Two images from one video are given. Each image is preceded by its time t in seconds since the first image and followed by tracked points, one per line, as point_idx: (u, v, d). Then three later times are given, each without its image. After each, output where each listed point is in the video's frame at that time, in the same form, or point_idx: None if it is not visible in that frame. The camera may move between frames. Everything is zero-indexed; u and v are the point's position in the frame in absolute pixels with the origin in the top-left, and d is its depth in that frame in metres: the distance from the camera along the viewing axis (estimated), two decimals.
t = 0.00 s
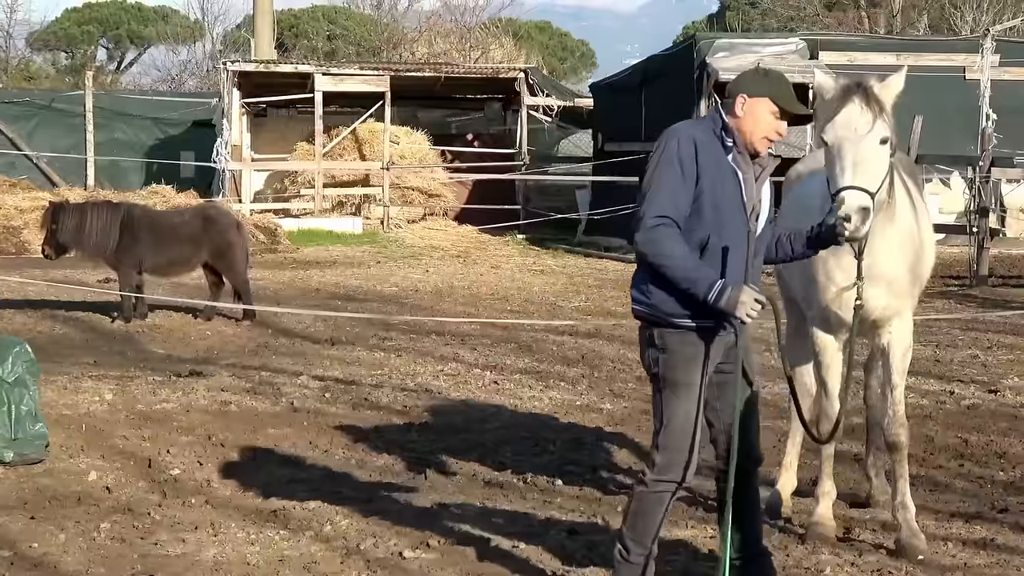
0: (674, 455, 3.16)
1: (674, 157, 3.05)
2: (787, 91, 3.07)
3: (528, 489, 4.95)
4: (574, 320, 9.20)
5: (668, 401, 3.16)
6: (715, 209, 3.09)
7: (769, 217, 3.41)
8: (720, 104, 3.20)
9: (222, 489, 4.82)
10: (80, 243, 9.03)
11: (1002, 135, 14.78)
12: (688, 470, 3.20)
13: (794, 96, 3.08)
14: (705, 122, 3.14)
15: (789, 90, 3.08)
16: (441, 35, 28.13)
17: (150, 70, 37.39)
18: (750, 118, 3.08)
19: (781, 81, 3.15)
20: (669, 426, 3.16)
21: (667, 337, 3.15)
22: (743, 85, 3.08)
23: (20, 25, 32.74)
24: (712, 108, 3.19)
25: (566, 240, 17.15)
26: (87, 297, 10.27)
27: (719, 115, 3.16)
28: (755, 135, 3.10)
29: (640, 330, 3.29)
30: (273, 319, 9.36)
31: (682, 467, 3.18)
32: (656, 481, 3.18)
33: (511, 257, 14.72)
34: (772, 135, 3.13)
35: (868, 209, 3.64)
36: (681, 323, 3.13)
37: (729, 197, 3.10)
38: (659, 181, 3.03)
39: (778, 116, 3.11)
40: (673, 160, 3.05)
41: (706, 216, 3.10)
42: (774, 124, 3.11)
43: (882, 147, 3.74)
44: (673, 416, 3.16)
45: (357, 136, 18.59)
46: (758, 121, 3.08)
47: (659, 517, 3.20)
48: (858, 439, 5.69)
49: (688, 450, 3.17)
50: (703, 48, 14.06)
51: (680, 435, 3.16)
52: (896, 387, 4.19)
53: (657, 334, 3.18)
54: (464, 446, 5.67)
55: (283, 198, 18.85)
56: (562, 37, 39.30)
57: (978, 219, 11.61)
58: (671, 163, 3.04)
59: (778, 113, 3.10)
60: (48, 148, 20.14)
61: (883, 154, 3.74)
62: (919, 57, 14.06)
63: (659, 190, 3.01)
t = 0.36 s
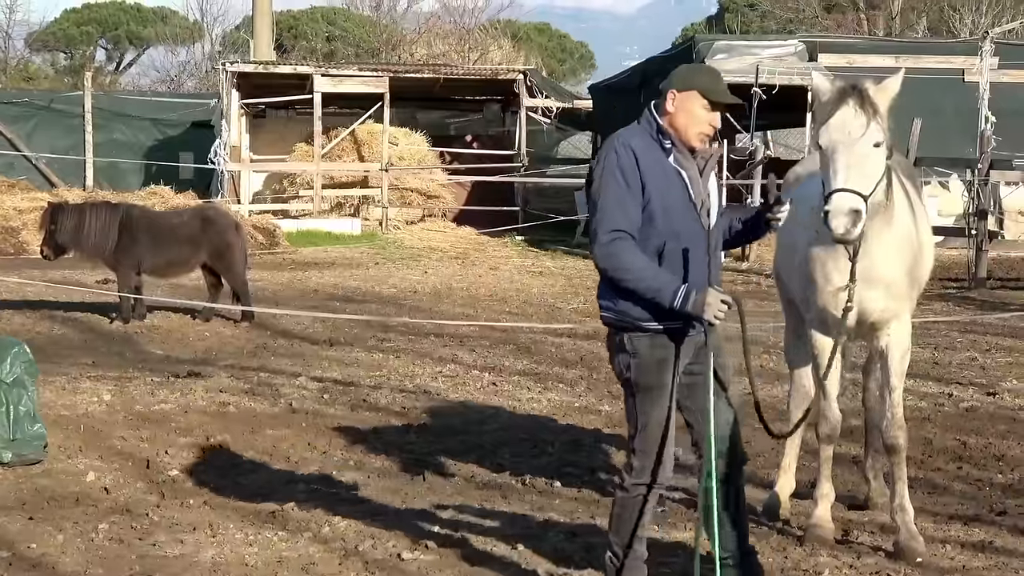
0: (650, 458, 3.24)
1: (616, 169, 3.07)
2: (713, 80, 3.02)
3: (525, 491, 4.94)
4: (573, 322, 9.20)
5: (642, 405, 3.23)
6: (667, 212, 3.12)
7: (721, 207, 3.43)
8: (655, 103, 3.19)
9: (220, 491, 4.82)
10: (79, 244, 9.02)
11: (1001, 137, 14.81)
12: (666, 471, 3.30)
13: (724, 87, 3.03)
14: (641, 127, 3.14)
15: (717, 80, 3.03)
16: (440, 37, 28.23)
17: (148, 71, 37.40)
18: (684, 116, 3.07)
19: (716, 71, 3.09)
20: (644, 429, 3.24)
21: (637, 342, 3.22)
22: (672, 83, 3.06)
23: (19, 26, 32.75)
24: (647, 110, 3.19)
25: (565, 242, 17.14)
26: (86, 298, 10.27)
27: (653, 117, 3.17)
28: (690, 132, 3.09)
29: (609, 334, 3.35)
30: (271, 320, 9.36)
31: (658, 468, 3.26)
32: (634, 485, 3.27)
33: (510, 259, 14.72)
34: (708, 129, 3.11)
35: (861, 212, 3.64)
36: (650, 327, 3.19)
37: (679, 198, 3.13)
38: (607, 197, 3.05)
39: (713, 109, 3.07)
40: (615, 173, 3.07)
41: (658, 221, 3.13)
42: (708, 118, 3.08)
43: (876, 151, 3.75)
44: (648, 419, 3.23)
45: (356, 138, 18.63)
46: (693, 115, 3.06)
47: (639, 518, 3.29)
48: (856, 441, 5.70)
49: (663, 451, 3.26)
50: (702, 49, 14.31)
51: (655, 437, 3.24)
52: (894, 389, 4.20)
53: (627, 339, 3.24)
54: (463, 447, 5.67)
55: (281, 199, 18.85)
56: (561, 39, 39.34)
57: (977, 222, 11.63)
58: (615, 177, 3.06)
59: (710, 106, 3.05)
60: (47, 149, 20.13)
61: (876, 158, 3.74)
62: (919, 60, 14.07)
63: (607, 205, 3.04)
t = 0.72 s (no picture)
0: (638, 458, 3.25)
1: (594, 174, 3.08)
2: (687, 84, 3.02)
3: (524, 493, 4.95)
4: (571, 323, 9.21)
5: (629, 406, 3.23)
6: (647, 216, 3.12)
7: (705, 207, 3.43)
8: (632, 108, 3.20)
9: (218, 492, 4.82)
10: (79, 245, 9.02)
11: (1001, 140, 14.81)
12: (657, 472, 3.27)
13: (702, 88, 3.03)
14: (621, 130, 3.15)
15: (691, 82, 3.03)
16: (440, 39, 28.25)
17: (148, 72, 37.37)
18: (663, 117, 3.06)
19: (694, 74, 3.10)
20: (632, 430, 3.24)
21: (623, 343, 3.22)
22: (649, 86, 3.07)
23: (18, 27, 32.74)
24: (625, 115, 3.20)
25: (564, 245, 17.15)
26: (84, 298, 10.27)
27: (631, 120, 3.17)
28: (670, 132, 3.09)
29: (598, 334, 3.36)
30: (270, 321, 9.36)
31: (646, 470, 3.25)
32: (621, 484, 3.28)
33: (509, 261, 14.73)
34: (688, 131, 3.10)
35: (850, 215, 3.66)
36: (636, 328, 3.20)
37: (659, 201, 3.12)
38: (585, 203, 3.06)
39: (693, 110, 3.07)
40: (593, 177, 3.08)
41: (638, 225, 3.12)
42: (688, 118, 3.07)
43: (862, 154, 3.75)
44: (634, 419, 3.23)
45: (355, 139, 18.62)
46: (669, 117, 3.06)
47: (630, 519, 3.29)
48: (855, 444, 5.70)
49: (651, 451, 3.25)
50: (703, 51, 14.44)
51: (642, 438, 3.24)
52: (894, 392, 4.19)
53: (615, 340, 3.24)
54: (462, 449, 5.67)
55: (281, 200, 18.87)
56: (561, 41, 39.39)
57: (977, 225, 11.63)
58: (593, 183, 3.07)
59: (689, 108, 3.05)
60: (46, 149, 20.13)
61: (861, 160, 3.75)
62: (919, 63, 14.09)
63: (586, 210, 3.05)
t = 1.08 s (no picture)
0: (647, 458, 3.25)
1: (609, 173, 3.07)
2: (699, 83, 3.03)
3: (526, 495, 4.94)
4: (571, 326, 9.21)
5: (640, 406, 3.23)
6: (661, 215, 3.12)
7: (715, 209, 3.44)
8: (644, 108, 3.21)
9: (219, 493, 4.81)
10: (80, 246, 9.01)
11: (1002, 143, 14.82)
12: (666, 473, 3.27)
13: (711, 88, 3.04)
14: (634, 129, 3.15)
15: (702, 82, 3.03)
16: (440, 41, 28.29)
17: (148, 73, 37.37)
18: (673, 117, 3.08)
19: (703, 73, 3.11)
20: (642, 430, 3.24)
21: (635, 342, 3.21)
22: (660, 85, 3.07)
23: (18, 27, 32.74)
24: (637, 115, 3.20)
25: (564, 247, 17.15)
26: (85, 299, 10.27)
27: (643, 120, 3.17)
28: (679, 132, 3.10)
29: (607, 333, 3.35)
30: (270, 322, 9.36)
31: (655, 469, 3.25)
32: (631, 484, 3.28)
33: (510, 262, 14.73)
34: (696, 130, 3.11)
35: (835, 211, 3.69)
36: (649, 327, 3.19)
37: (673, 200, 3.12)
38: (600, 200, 3.05)
39: (702, 110, 3.08)
40: (607, 175, 3.07)
41: (653, 224, 3.12)
42: (697, 117, 3.08)
43: (849, 149, 3.77)
44: (645, 418, 3.23)
45: (356, 141, 18.62)
46: (680, 117, 3.07)
47: (639, 518, 3.29)
48: (856, 446, 5.70)
49: (661, 451, 3.25)
50: (703, 54, 14.36)
51: (652, 438, 3.24)
52: (897, 394, 4.19)
53: (626, 340, 3.23)
54: (462, 451, 5.67)
55: (281, 201, 18.87)
56: (561, 42, 39.38)
57: (977, 228, 11.63)
58: (608, 180, 3.06)
59: (699, 108, 3.06)
60: (46, 150, 20.13)
61: (847, 157, 3.77)
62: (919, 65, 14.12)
63: (601, 207, 3.04)
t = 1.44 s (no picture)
0: (650, 454, 3.26)
1: (633, 162, 3.09)
2: (730, 87, 3.02)
3: (527, 497, 4.94)
4: (570, 329, 9.22)
5: (644, 400, 3.25)
6: (678, 211, 3.13)
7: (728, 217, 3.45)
8: (674, 108, 3.21)
9: (221, 496, 4.81)
10: (78, 250, 8.98)
11: (1000, 146, 14.84)
12: (671, 467, 3.27)
13: (740, 92, 3.04)
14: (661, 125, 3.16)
15: (735, 87, 3.03)
16: (438, 44, 28.32)
17: (145, 77, 37.40)
18: (702, 117, 3.08)
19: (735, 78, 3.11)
20: (645, 426, 3.26)
21: (638, 337, 3.22)
22: (692, 86, 3.08)
23: (16, 31, 32.76)
24: (667, 113, 3.22)
25: (563, 250, 17.15)
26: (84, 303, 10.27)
27: (673, 119, 3.18)
28: (705, 133, 3.10)
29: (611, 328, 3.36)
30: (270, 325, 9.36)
31: (660, 465, 3.26)
32: (637, 481, 3.29)
33: (508, 266, 14.74)
34: (723, 134, 3.11)
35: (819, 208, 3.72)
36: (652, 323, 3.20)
37: (691, 199, 3.14)
38: (618, 187, 3.06)
39: (731, 112, 3.07)
40: (632, 164, 3.08)
41: (669, 219, 3.13)
42: (724, 119, 3.08)
43: (837, 146, 3.80)
44: (649, 413, 3.25)
45: (354, 144, 18.62)
46: (709, 119, 3.07)
47: (644, 514, 3.29)
48: (857, 449, 5.71)
49: (665, 446, 3.26)
50: (700, 58, 14.22)
51: (655, 434, 3.25)
52: (900, 397, 4.20)
53: (629, 335, 3.24)
54: (463, 454, 5.67)
55: (279, 205, 18.86)
56: (558, 46, 39.43)
57: (975, 230, 11.64)
58: (631, 168, 3.08)
59: (728, 110, 3.06)
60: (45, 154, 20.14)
61: (837, 154, 3.81)
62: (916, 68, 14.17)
63: (621, 195, 3.05)
